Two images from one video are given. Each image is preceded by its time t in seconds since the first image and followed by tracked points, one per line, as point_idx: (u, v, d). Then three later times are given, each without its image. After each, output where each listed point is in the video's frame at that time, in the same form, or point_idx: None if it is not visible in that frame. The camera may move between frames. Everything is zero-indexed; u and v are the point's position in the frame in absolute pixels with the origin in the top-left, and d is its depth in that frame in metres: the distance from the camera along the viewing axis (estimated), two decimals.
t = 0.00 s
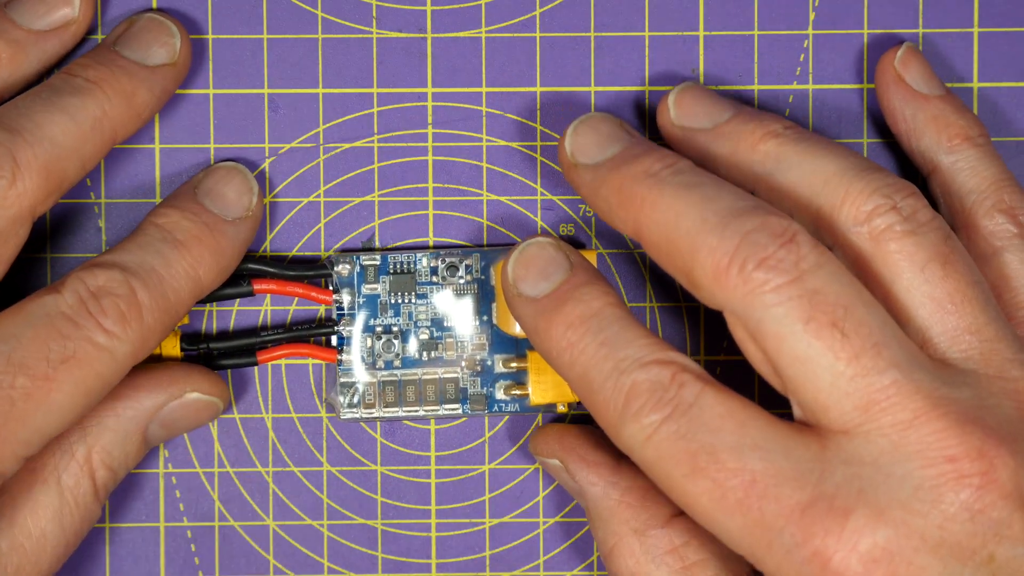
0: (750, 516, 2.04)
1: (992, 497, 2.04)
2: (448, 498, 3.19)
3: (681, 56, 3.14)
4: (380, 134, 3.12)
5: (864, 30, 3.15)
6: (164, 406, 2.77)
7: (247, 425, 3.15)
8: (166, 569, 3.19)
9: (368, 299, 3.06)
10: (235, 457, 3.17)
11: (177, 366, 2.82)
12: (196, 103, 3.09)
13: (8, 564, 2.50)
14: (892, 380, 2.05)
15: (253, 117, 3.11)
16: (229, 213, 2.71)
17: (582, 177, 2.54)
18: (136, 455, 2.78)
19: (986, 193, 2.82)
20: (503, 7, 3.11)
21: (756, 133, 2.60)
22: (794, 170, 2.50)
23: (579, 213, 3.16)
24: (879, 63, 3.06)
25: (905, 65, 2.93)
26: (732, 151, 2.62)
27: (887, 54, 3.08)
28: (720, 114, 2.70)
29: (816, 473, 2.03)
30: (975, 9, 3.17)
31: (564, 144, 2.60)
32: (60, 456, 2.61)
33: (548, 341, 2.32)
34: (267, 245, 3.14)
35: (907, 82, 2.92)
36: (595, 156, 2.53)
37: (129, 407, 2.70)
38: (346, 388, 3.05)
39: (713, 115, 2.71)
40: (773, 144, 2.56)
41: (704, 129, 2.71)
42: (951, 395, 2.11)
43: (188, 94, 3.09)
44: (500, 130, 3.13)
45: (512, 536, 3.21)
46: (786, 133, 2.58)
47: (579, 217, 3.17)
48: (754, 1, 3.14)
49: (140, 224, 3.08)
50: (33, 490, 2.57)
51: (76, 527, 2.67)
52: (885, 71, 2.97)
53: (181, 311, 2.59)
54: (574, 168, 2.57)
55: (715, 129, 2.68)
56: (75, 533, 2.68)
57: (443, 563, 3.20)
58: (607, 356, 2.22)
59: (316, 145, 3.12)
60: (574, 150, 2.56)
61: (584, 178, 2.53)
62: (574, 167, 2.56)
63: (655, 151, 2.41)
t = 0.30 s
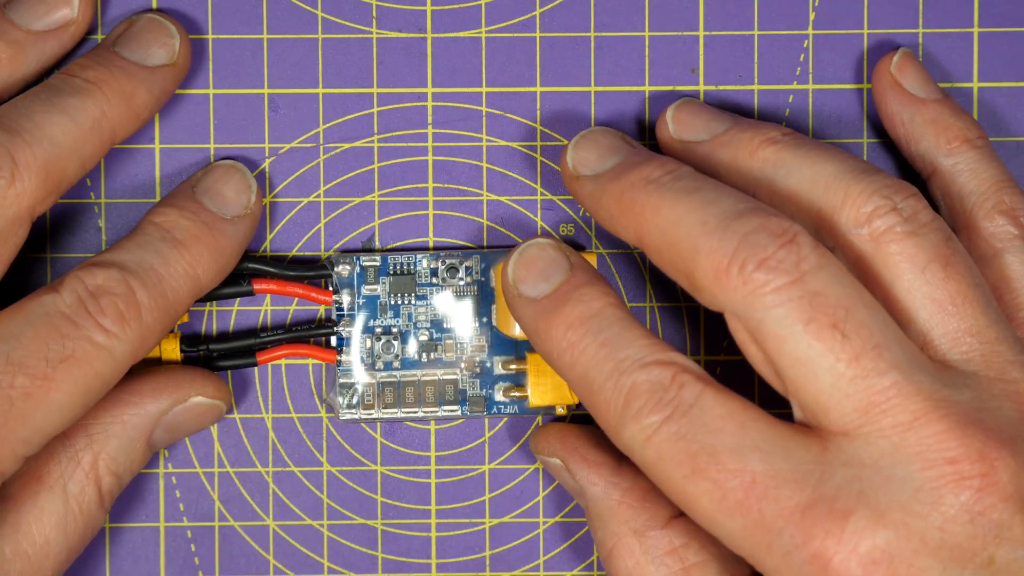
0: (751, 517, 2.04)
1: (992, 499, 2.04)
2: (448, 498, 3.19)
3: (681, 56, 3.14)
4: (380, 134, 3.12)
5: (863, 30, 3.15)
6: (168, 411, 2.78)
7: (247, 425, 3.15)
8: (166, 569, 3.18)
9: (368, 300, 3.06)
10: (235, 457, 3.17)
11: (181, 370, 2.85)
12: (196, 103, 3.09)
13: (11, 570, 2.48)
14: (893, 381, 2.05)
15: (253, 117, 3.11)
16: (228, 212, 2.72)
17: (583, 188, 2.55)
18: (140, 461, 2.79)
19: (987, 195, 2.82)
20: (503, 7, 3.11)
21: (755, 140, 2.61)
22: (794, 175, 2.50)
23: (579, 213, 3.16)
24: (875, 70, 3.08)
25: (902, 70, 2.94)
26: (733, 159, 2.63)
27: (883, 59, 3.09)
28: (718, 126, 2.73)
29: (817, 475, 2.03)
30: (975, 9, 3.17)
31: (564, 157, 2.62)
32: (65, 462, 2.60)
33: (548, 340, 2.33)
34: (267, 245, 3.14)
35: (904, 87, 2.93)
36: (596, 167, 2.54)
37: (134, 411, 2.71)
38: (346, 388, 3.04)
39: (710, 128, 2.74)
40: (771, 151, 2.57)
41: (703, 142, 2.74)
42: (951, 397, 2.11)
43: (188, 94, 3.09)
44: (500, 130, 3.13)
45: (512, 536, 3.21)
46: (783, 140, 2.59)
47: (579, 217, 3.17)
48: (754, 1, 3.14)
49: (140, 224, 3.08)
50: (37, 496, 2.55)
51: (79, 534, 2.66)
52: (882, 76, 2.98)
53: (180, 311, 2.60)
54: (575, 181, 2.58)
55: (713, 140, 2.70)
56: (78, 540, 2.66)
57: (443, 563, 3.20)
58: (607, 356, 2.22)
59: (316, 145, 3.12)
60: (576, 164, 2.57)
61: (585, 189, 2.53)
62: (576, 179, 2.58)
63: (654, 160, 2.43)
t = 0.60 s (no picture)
0: (754, 520, 2.04)
1: (996, 503, 2.03)
2: (448, 498, 3.19)
3: (681, 56, 3.14)
4: (380, 134, 3.12)
5: (863, 30, 3.15)
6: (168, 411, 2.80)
7: (247, 426, 3.15)
8: (166, 569, 3.18)
9: (369, 301, 3.06)
10: (235, 457, 3.17)
11: (182, 370, 2.86)
12: (196, 103, 3.09)
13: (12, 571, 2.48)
14: (895, 385, 2.05)
15: (253, 117, 3.10)
16: (228, 210, 2.71)
17: (584, 189, 2.54)
18: (140, 463, 2.80)
19: (990, 196, 2.82)
20: (503, 7, 3.11)
21: (757, 141, 2.61)
22: (795, 176, 2.50)
23: (579, 213, 3.16)
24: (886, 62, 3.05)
25: (912, 65, 2.92)
26: (734, 160, 2.63)
27: (892, 53, 3.07)
28: (720, 126, 2.73)
29: (821, 478, 2.03)
30: (975, 9, 3.17)
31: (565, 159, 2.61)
32: (66, 464, 2.60)
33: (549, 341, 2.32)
34: (267, 245, 3.14)
35: (914, 82, 2.92)
36: (597, 168, 2.53)
37: (134, 413, 2.72)
38: (346, 388, 3.04)
39: (713, 127, 2.74)
40: (773, 151, 2.56)
41: (705, 142, 2.73)
42: (955, 401, 2.11)
43: (188, 94, 3.09)
44: (500, 130, 3.13)
45: (512, 536, 3.21)
46: (786, 140, 2.58)
47: (579, 217, 3.17)
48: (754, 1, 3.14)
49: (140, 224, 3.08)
50: (37, 498, 2.55)
51: (80, 534, 2.66)
52: (893, 70, 2.96)
53: (181, 309, 2.60)
54: (577, 182, 2.58)
55: (715, 140, 2.70)
56: (79, 541, 2.66)
57: (443, 563, 3.20)
58: (609, 356, 2.22)
59: (316, 145, 3.12)
60: (577, 165, 2.57)
61: (586, 190, 2.53)
62: (578, 182, 2.57)
63: (656, 161, 2.43)
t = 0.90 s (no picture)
0: (758, 514, 2.04)
1: (1000, 500, 2.03)
2: (448, 498, 3.18)
3: (681, 56, 3.13)
4: (380, 134, 3.11)
5: (863, 30, 3.15)
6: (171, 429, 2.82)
7: (247, 425, 3.15)
8: (167, 569, 3.18)
9: (367, 297, 3.06)
10: (235, 457, 3.16)
11: (182, 390, 2.90)
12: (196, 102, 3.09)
13: None
14: (900, 381, 2.05)
15: (253, 117, 3.10)
16: (199, 153, 2.68)
17: (588, 183, 2.54)
18: (142, 478, 2.79)
19: (995, 193, 2.82)
20: (503, 7, 3.11)
21: (761, 136, 2.61)
22: (799, 173, 2.51)
23: (579, 213, 3.16)
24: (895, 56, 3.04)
25: (921, 59, 2.90)
26: (739, 155, 2.63)
27: (898, 47, 3.06)
28: (724, 121, 2.73)
29: (827, 472, 2.03)
30: (975, 10, 3.17)
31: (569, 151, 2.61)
32: (67, 479, 2.62)
33: (553, 338, 2.32)
34: (267, 245, 3.14)
35: (923, 76, 2.90)
36: (602, 163, 2.54)
37: (137, 430, 2.75)
38: (342, 385, 3.04)
39: (718, 122, 2.74)
40: (777, 147, 2.57)
41: (710, 137, 2.73)
42: (959, 397, 2.10)
43: (188, 94, 3.08)
44: (500, 130, 3.12)
45: (512, 536, 3.21)
46: (789, 136, 2.59)
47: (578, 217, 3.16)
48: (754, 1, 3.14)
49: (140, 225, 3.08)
50: (37, 512, 2.56)
51: (79, 549, 2.66)
52: (902, 64, 2.95)
53: (158, 254, 2.58)
54: (581, 176, 2.57)
55: (719, 135, 2.70)
56: (78, 556, 2.66)
57: (443, 563, 3.19)
58: (613, 344, 2.21)
59: (316, 145, 3.12)
60: (581, 160, 2.57)
61: (591, 184, 2.53)
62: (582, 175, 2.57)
63: (659, 157, 2.42)
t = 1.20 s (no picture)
0: (774, 508, 2.04)
1: (1014, 498, 2.02)
2: (448, 498, 3.18)
3: (680, 56, 3.13)
4: (380, 134, 3.11)
5: (863, 29, 3.15)
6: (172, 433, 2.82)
7: (247, 426, 3.15)
8: (167, 569, 3.18)
9: (367, 297, 3.05)
10: (236, 457, 3.16)
11: (183, 394, 2.91)
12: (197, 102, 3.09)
13: None
14: (910, 379, 2.05)
15: (253, 117, 3.10)
16: (189, 145, 2.65)
17: (593, 178, 2.52)
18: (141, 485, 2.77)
19: (998, 191, 2.81)
20: (503, 7, 3.10)
21: (767, 133, 2.58)
22: (804, 170, 2.49)
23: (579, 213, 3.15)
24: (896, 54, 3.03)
25: (922, 58, 2.90)
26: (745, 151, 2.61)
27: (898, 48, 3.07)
28: (729, 117, 2.69)
29: (841, 470, 2.03)
30: (975, 10, 3.16)
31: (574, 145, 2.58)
32: (65, 478, 2.62)
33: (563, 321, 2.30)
34: (267, 245, 3.13)
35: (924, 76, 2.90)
36: (607, 159, 2.51)
37: (138, 433, 2.74)
38: (342, 385, 3.04)
39: (723, 119, 2.71)
40: (783, 145, 2.54)
41: (715, 134, 2.69)
42: (969, 395, 2.11)
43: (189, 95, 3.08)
44: (500, 130, 3.12)
45: (512, 536, 3.20)
46: (795, 134, 2.57)
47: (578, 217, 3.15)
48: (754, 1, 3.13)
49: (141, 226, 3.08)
50: (34, 512, 2.55)
51: (75, 551, 2.64)
52: (903, 64, 2.94)
53: (145, 246, 2.56)
54: (585, 171, 2.55)
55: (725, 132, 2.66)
56: (72, 559, 2.65)
57: (443, 563, 3.19)
58: (625, 328, 2.20)
59: (316, 145, 3.11)
60: (586, 156, 2.54)
61: (596, 180, 2.51)
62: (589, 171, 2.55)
63: (666, 153, 2.41)
